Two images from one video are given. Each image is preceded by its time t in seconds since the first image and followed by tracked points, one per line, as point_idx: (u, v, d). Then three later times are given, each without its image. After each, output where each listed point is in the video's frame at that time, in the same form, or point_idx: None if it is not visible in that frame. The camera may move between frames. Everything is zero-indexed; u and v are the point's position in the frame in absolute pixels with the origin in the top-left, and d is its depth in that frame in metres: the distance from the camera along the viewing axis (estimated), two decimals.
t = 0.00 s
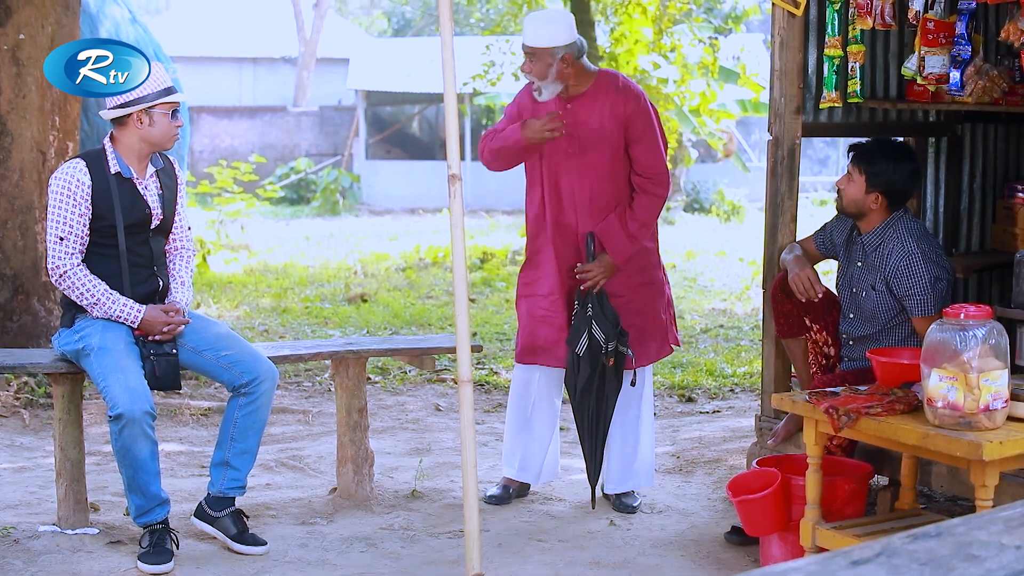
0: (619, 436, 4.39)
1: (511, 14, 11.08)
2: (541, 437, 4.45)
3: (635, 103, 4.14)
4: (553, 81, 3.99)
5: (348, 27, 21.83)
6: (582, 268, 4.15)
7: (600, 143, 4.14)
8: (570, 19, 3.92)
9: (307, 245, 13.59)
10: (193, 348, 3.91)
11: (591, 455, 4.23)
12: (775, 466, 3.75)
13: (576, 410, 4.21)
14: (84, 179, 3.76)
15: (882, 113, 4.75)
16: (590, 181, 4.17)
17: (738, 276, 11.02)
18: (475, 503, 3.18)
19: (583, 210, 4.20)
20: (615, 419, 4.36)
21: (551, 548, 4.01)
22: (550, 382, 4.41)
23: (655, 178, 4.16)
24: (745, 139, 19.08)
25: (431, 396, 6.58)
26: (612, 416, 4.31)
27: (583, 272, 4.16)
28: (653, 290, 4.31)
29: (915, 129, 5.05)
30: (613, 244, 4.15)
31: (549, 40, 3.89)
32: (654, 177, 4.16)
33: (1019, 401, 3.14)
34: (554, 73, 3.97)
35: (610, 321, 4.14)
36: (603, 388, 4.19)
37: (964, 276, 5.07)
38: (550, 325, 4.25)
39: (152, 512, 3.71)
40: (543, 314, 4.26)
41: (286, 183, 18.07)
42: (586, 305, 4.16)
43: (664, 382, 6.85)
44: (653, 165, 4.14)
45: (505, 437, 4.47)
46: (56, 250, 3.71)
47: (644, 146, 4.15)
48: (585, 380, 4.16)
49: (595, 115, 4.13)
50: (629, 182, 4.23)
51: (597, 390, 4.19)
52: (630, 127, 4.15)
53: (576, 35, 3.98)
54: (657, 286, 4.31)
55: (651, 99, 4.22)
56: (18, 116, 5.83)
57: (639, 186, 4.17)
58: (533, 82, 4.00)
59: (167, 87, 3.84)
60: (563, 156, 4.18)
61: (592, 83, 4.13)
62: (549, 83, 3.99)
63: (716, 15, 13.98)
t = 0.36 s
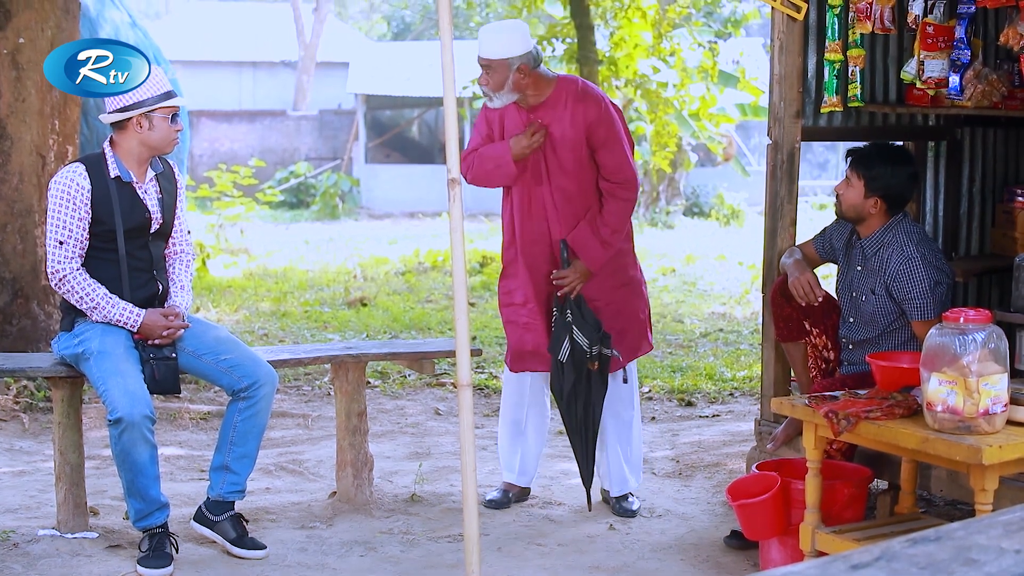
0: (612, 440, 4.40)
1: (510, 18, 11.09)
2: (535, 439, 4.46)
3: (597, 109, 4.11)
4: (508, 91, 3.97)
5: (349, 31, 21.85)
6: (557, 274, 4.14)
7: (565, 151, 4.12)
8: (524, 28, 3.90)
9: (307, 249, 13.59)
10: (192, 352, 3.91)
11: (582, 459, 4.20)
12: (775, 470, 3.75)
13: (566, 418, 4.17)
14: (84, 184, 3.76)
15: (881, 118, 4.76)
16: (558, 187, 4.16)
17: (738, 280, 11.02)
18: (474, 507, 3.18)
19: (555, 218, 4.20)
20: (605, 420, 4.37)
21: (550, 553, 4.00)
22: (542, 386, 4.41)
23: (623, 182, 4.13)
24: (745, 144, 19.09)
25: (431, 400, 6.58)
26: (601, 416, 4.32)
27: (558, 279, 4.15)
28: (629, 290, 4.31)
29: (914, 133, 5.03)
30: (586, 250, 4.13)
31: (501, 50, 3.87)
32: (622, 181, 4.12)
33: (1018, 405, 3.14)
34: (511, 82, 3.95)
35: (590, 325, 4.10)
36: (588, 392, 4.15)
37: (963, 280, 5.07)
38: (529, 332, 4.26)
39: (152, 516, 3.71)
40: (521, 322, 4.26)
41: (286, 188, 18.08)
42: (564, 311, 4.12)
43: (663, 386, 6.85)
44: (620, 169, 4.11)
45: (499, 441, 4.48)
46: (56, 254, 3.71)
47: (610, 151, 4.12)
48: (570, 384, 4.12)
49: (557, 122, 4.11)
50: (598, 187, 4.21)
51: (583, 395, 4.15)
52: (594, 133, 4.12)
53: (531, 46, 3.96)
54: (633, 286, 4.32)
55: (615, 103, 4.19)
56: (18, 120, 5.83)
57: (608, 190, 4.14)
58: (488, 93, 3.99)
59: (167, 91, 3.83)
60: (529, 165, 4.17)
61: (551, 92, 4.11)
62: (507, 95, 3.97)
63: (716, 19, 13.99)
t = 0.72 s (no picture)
0: (604, 443, 4.42)
1: (511, 22, 11.09)
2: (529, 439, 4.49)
3: (595, 113, 4.09)
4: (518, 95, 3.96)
5: (348, 35, 21.85)
6: (544, 276, 4.12)
7: (561, 151, 4.10)
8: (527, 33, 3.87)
9: (306, 253, 13.60)
10: (192, 356, 3.91)
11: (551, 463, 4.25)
12: (775, 474, 3.75)
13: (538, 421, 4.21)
14: (83, 188, 3.76)
15: (880, 122, 4.75)
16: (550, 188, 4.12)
17: (737, 284, 11.02)
18: (474, 510, 3.18)
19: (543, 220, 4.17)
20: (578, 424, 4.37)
21: (550, 556, 4.00)
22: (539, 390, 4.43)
23: (615, 185, 4.13)
24: (744, 148, 19.11)
25: (430, 404, 6.58)
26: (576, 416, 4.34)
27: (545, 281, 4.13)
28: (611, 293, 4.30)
29: (914, 138, 5.07)
30: (575, 254, 4.15)
31: (508, 49, 3.85)
32: (614, 185, 4.13)
33: (1018, 408, 3.14)
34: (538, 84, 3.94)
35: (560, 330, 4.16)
36: (554, 399, 4.19)
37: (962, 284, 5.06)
38: (513, 331, 4.23)
39: (151, 519, 3.71)
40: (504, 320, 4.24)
41: (286, 191, 18.08)
42: (546, 313, 4.14)
43: (662, 390, 6.85)
44: (612, 173, 4.12)
45: (497, 443, 4.49)
46: (56, 257, 3.71)
47: (605, 154, 4.11)
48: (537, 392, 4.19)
49: (556, 123, 4.08)
50: (588, 189, 4.20)
51: (547, 404, 4.19)
52: (590, 135, 4.10)
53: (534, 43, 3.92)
54: (617, 290, 4.31)
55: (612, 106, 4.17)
56: (18, 124, 5.83)
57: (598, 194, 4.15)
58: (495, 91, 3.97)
59: (167, 95, 3.84)
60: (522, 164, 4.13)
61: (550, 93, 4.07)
62: (511, 96, 3.96)
63: (716, 23, 14.00)
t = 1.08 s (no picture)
0: (607, 444, 4.41)
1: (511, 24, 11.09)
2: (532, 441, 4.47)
3: (621, 113, 4.16)
4: (540, 78, 4.04)
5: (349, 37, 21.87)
6: (558, 272, 4.14)
7: (585, 146, 4.13)
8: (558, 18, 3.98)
9: (306, 254, 13.61)
10: (192, 358, 3.91)
11: (552, 458, 4.26)
12: (774, 476, 3.75)
13: (541, 415, 4.22)
14: (83, 190, 3.76)
15: (880, 125, 4.76)
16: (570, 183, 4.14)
17: (737, 286, 11.01)
18: (474, 512, 3.18)
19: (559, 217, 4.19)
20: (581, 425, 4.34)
21: (550, 558, 4.00)
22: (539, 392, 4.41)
23: (634, 184, 4.19)
24: (744, 150, 19.12)
25: (430, 406, 6.58)
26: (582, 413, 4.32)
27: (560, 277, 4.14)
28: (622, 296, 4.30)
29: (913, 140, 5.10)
30: (592, 250, 4.16)
31: (534, 35, 3.95)
32: (634, 185, 4.19)
33: (1018, 411, 3.15)
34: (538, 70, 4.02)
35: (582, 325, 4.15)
36: (569, 394, 4.19)
37: (962, 286, 5.05)
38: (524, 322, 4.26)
39: (151, 521, 3.71)
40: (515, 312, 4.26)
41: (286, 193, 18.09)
42: (560, 309, 4.15)
43: (662, 392, 6.85)
44: (633, 172, 4.18)
45: (500, 445, 4.47)
46: (56, 259, 3.71)
47: (628, 153, 4.17)
48: (553, 386, 4.18)
49: (581, 119, 4.13)
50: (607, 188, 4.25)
51: (563, 395, 4.19)
52: (615, 133, 4.17)
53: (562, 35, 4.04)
54: (625, 292, 4.30)
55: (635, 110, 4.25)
56: (18, 126, 5.83)
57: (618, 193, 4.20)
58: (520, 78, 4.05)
59: (166, 97, 3.85)
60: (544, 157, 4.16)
61: (579, 90, 4.13)
62: (527, 80, 4.05)
63: (716, 25, 14.01)
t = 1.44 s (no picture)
0: (609, 444, 4.41)
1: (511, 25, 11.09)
2: (534, 444, 4.46)
3: (607, 113, 4.12)
4: (524, 79, 4.05)
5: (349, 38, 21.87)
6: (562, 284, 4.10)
7: (572, 150, 4.13)
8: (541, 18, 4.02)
9: (306, 256, 13.61)
10: (193, 360, 3.91)
11: (573, 469, 4.14)
12: (774, 478, 3.74)
13: (558, 424, 4.14)
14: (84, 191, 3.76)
15: (880, 126, 4.76)
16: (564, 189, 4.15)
17: (737, 287, 11.01)
18: (474, 513, 3.18)
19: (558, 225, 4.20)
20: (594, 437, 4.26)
21: (550, 560, 4.00)
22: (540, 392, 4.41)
23: (625, 187, 4.14)
24: (744, 152, 19.13)
25: (430, 407, 6.58)
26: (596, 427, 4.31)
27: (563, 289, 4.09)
28: (626, 297, 4.30)
29: (913, 142, 5.13)
30: (591, 257, 4.12)
31: (518, 35, 3.99)
32: (625, 186, 4.14)
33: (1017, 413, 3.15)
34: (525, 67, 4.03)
35: (592, 335, 4.07)
36: (586, 403, 4.11)
37: (961, 287, 5.05)
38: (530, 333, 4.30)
39: (151, 523, 3.71)
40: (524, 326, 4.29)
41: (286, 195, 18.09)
42: (567, 321, 4.09)
43: (662, 393, 6.85)
44: (623, 173, 4.13)
45: (503, 447, 4.47)
46: (56, 261, 3.71)
47: (616, 155, 4.13)
48: (569, 398, 4.10)
49: (567, 122, 4.12)
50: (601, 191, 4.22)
51: (580, 406, 4.11)
52: (601, 136, 4.13)
53: (549, 35, 4.06)
54: (628, 296, 4.30)
55: (624, 108, 4.20)
56: (18, 127, 5.84)
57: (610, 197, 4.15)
58: (505, 81, 4.06)
59: (166, 96, 3.85)
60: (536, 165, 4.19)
61: (565, 92, 4.13)
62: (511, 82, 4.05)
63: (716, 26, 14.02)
